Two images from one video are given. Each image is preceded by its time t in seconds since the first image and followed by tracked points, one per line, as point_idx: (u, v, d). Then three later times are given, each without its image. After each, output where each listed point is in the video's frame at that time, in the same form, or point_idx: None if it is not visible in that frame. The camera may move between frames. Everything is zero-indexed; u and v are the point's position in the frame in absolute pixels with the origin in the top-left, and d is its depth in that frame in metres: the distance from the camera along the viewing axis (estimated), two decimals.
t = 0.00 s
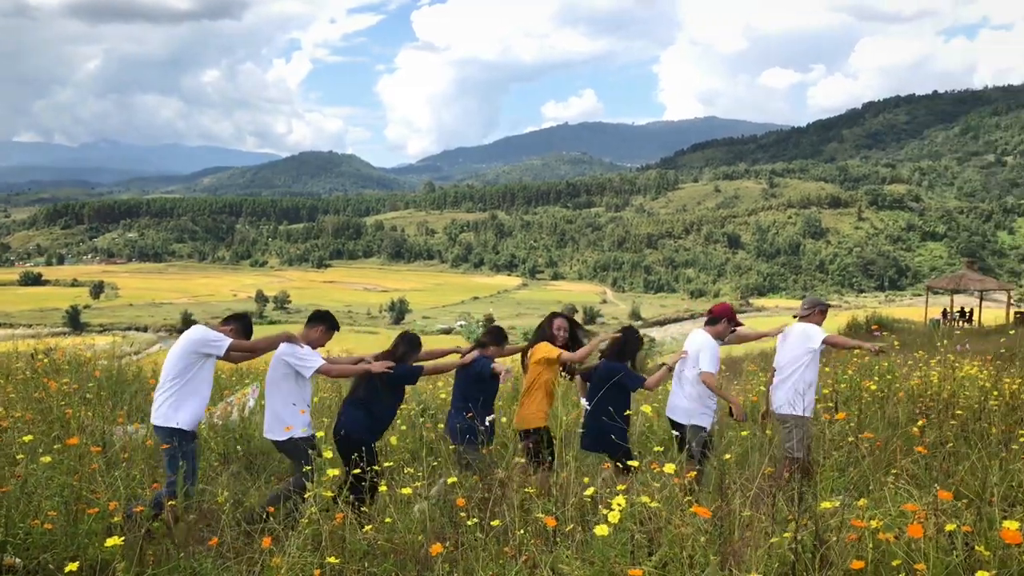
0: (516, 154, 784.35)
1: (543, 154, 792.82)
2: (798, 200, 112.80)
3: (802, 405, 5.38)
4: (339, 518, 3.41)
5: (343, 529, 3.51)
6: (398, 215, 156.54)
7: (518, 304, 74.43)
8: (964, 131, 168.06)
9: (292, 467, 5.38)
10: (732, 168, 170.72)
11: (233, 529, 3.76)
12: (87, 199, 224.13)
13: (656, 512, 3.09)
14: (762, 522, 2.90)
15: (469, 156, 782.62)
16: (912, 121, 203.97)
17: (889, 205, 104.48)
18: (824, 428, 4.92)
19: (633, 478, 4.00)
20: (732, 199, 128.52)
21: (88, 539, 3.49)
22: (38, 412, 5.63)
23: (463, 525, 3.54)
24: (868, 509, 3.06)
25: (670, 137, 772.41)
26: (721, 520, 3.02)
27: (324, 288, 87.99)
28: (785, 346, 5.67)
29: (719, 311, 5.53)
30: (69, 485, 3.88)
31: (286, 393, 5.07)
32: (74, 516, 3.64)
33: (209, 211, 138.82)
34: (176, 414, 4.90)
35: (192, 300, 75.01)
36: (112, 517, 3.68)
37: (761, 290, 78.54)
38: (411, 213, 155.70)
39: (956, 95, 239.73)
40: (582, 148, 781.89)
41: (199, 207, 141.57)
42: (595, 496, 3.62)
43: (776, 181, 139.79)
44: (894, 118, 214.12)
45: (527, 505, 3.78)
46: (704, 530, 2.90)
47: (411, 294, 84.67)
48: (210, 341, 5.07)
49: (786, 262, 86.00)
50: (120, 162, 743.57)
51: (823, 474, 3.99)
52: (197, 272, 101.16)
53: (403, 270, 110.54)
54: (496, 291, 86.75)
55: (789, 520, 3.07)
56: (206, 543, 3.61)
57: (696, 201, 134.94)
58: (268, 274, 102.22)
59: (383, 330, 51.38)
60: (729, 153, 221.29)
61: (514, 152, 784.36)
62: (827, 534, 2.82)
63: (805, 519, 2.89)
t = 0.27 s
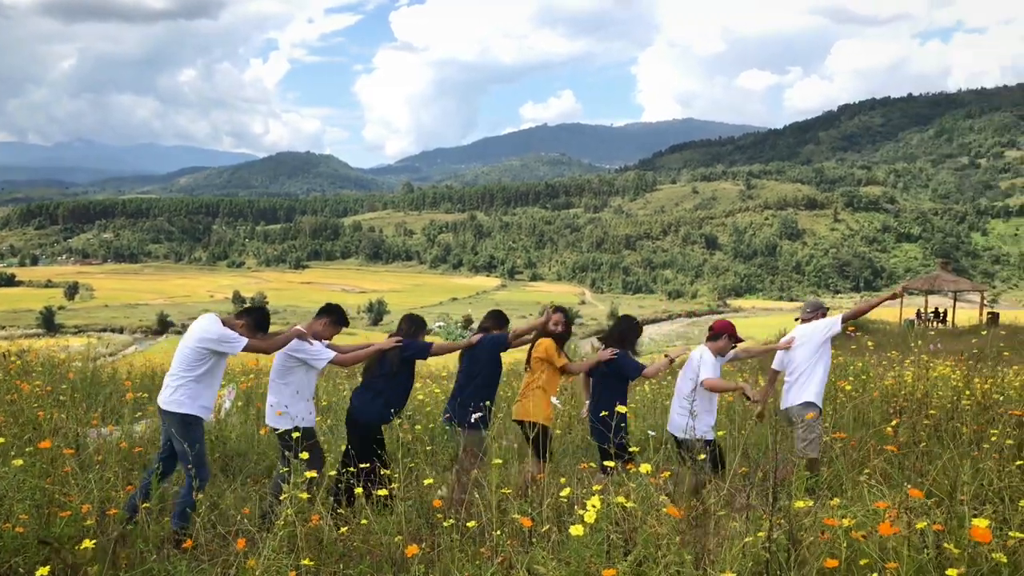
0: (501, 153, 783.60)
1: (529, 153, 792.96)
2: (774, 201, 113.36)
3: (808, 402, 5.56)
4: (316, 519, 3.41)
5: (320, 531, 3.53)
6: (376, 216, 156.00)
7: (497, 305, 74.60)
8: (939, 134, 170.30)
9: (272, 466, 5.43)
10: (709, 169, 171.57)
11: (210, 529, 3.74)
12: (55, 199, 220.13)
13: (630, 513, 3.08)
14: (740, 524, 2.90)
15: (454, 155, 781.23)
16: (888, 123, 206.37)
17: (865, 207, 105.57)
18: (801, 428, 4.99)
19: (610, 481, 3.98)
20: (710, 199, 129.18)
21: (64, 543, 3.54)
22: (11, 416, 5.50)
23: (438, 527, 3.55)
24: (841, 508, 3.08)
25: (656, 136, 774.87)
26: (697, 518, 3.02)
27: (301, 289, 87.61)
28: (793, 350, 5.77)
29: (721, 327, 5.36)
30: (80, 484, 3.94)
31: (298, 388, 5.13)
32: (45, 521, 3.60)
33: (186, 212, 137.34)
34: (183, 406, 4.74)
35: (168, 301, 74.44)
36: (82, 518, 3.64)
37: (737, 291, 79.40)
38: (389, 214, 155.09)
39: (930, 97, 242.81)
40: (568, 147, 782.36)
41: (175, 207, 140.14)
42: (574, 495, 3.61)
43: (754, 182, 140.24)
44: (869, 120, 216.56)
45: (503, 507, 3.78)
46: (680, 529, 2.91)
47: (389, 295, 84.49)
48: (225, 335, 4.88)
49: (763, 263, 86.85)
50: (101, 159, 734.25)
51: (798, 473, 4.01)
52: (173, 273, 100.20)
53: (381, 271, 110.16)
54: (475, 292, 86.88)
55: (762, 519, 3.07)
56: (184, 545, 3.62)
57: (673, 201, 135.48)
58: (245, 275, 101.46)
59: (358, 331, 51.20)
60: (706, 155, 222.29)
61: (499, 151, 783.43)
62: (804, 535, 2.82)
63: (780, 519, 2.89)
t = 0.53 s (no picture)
0: (486, 153, 783.71)
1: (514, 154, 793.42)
2: (750, 202, 114.22)
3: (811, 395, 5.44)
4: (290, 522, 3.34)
5: (293, 534, 3.48)
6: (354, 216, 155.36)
7: (475, 306, 74.63)
8: (913, 135, 172.49)
9: (249, 468, 5.22)
10: (686, 171, 172.48)
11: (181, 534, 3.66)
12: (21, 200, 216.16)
13: (606, 513, 3.06)
14: (715, 523, 2.86)
15: (439, 156, 780.31)
16: (863, 125, 208.79)
17: (840, 207, 106.55)
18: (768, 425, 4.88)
19: (587, 480, 3.96)
20: (687, 200, 129.87)
21: (32, 550, 3.47)
22: None
23: (414, 528, 3.50)
24: (818, 505, 3.05)
25: (641, 137, 777.73)
26: (673, 517, 2.98)
27: (278, 290, 87.06)
28: (797, 350, 5.67)
29: (737, 323, 5.42)
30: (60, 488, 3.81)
31: (313, 405, 4.98)
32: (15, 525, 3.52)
33: (161, 213, 135.87)
34: (195, 424, 4.61)
35: (142, 303, 73.69)
36: (51, 522, 3.57)
37: (714, 292, 80.01)
38: (367, 215, 154.51)
39: (904, 99, 245.79)
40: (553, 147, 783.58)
41: (150, 208, 138.79)
42: (550, 498, 3.59)
43: (730, 183, 141.20)
44: (844, 121, 219.02)
45: (480, 507, 3.74)
46: (657, 530, 2.87)
47: (367, 297, 84.22)
48: (235, 352, 4.70)
49: (740, 264, 87.53)
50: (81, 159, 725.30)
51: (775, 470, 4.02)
52: (148, 274, 99.10)
53: (359, 273, 109.77)
54: (453, 293, 86.84)
55: (739, 519, 3.04)
56: (154, 549, 3.53)
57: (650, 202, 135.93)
58: (221, 276, 100.62)
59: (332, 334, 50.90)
60: (683, 156, 223.44)
61: (485, 151, 783.55)
62: (781, 533, 2.81)
63: (754, 518, 2.87)
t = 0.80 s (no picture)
0: (472, 153, 783.29)
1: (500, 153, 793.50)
2: (728, 202, 114.98)
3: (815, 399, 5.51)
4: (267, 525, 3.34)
5: (270, 537, 3.48)
6: (332, 216, 154.59)
7: (454, 306, 74.61)
8: (888, 135, 174.00)
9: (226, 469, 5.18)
10: (665, 170, 172.83)
11: (160, 532, 3.65)
12: None
13: (585, 515, 3.07)
14: (693, 522, 2.88)
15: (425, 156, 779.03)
16: (839, 125, 210.58)
17: (817, 207, 107.35)
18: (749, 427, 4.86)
19: (566, 479, 3.97)
20: (665, 200, 130.05)
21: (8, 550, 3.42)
22: None
23: (394, 529, 3.50)
24: (795, 503, 3.07)
25: (626, 137, 779.35)
26: (652, 516, 3.01)
27: (255, 291, 86.54)
28: (802, 358, 5.71)
29: (743, 328, 5.49)
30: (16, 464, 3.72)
31: (319, 392, 4.99)
32: None
33: (137, 214, 134.31)
34: (213, 404, 4.81)
35: (117, 304, 72.99)
36: (28, 524, 3.52)
37: (692, 291, 80.50)
38: (344, 215, 153.21)
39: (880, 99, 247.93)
40: (538, 147, 783.70)
41: (126, 208, 137.08)
42: (528, 500, 3.58)
43: (708, 183, 142.03)
44: (821, 122, 220.60)
45: (457, 508, 3.77)
46: (634, 530, 2.94)
47: (346, 297, 83.93)
48: (245, 332, 4.94)
49: (718, 264, 88.12)
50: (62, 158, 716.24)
51: (753, 468, 4.03)
52: (124, 275, 97.96)
53: (337, 273, 109.31)
54: (432, 293, 86.72)
55: (717, 517, 3.05)
56: (134, 550, 3.51)
57: (629, 202, 136.44)
58: (199, 277, 99.78)
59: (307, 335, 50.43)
60: (661, 157, 224.28)
61: (471, 151, 782.99)
62: (756, 532, 2.83)
63: (730, 517, 2.89)
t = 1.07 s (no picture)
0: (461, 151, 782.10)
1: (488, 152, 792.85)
2: (709, 201, 115.46)
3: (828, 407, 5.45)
4: (245, 525, 3.35)
5: (249, 536, 3.46)
6: (312, 215, 153.76)
7: (436, 306, 74.47)
8: (868, 135, 175.39)
9: (201, 473, 5.01)
10: (647, 170, 173.12)
11: (138, 528, 3.64)
12: None
13: (562, 513, 3.09)
14: (671, 518, 2.89)
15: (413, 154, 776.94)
16: (819, 125, 211.91)
17: (797, 206, 108.05)
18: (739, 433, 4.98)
19: (547, 478, 3.98)
20: (647, 200, 130.20)
21: None
22: None
23: (373, 528, 3.49)
24: (774, 499, 3.08)
25: (614, 136, 780.35)
26: (629, 515, 3.04)
27: (234, 290, 85.91)
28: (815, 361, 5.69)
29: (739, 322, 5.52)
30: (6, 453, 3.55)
31: (322, 401, 4.98)
32: None
33: (116, 212, 132.69)
34: (227, 411, 4.94)
35: (96, 304, 72.30)
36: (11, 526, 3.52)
37: (674, 290, 80.73)
38: (326, 213, 152.36)
39: (860, 99, 249.67)
40: (526, 146, 783.10)
41: (104, 206, 135.36)
42: (506, 498, 3.59)
43: (690, 183, 142.56)
44: (802, 121, 221.92)
45: (438, 507, 3.79)
46: (611, 528, 2.96)
47: (327, 296, 83.55)
48: (256, 342, 5.03)
49: (699, 263, 88.54)
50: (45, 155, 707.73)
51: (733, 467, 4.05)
52: (102, 274, 96.81)
53: (318, 272, 108.73)
54: (414, 292, 86.50)
55: (693, 515, 3.07)
56: (112, 548, 3.50)
57: (611, 201, 136.71)
58: (178, 276, 98.84)
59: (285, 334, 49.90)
60: (643, 156, 224.65)
61: (459, 149, 781.91)
62: (734, 528, 2.83)
63: (706, 512, 2.91)
